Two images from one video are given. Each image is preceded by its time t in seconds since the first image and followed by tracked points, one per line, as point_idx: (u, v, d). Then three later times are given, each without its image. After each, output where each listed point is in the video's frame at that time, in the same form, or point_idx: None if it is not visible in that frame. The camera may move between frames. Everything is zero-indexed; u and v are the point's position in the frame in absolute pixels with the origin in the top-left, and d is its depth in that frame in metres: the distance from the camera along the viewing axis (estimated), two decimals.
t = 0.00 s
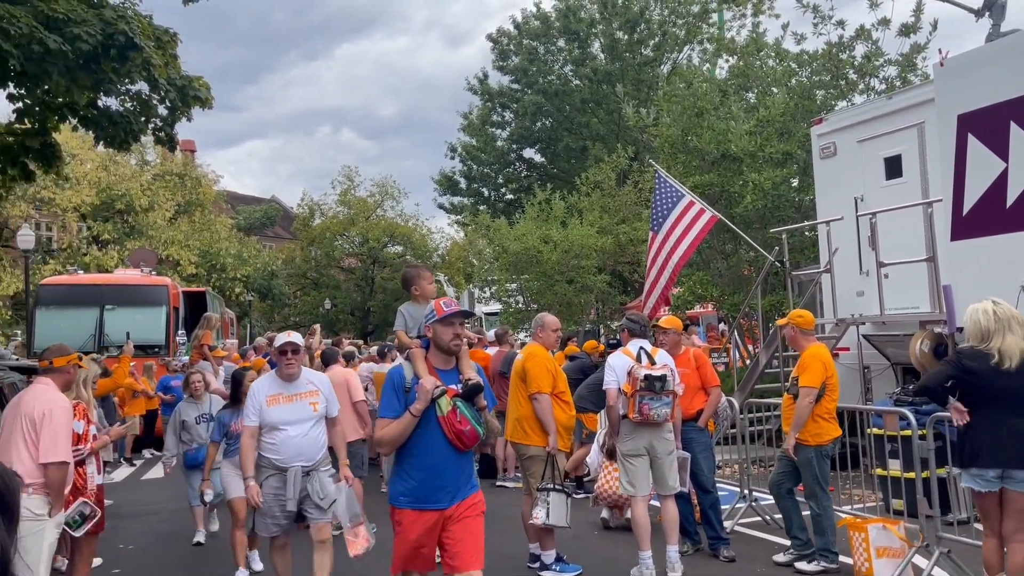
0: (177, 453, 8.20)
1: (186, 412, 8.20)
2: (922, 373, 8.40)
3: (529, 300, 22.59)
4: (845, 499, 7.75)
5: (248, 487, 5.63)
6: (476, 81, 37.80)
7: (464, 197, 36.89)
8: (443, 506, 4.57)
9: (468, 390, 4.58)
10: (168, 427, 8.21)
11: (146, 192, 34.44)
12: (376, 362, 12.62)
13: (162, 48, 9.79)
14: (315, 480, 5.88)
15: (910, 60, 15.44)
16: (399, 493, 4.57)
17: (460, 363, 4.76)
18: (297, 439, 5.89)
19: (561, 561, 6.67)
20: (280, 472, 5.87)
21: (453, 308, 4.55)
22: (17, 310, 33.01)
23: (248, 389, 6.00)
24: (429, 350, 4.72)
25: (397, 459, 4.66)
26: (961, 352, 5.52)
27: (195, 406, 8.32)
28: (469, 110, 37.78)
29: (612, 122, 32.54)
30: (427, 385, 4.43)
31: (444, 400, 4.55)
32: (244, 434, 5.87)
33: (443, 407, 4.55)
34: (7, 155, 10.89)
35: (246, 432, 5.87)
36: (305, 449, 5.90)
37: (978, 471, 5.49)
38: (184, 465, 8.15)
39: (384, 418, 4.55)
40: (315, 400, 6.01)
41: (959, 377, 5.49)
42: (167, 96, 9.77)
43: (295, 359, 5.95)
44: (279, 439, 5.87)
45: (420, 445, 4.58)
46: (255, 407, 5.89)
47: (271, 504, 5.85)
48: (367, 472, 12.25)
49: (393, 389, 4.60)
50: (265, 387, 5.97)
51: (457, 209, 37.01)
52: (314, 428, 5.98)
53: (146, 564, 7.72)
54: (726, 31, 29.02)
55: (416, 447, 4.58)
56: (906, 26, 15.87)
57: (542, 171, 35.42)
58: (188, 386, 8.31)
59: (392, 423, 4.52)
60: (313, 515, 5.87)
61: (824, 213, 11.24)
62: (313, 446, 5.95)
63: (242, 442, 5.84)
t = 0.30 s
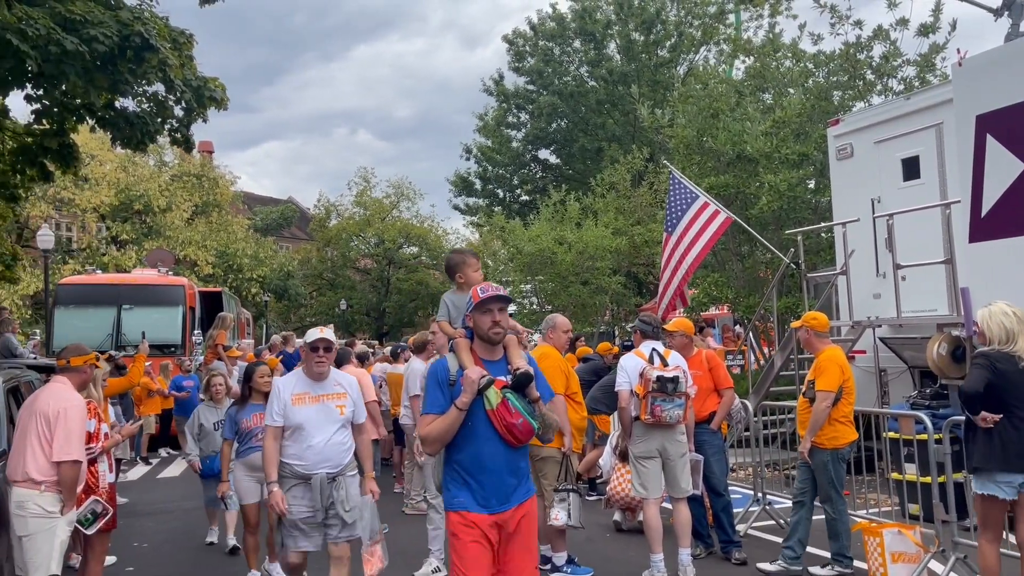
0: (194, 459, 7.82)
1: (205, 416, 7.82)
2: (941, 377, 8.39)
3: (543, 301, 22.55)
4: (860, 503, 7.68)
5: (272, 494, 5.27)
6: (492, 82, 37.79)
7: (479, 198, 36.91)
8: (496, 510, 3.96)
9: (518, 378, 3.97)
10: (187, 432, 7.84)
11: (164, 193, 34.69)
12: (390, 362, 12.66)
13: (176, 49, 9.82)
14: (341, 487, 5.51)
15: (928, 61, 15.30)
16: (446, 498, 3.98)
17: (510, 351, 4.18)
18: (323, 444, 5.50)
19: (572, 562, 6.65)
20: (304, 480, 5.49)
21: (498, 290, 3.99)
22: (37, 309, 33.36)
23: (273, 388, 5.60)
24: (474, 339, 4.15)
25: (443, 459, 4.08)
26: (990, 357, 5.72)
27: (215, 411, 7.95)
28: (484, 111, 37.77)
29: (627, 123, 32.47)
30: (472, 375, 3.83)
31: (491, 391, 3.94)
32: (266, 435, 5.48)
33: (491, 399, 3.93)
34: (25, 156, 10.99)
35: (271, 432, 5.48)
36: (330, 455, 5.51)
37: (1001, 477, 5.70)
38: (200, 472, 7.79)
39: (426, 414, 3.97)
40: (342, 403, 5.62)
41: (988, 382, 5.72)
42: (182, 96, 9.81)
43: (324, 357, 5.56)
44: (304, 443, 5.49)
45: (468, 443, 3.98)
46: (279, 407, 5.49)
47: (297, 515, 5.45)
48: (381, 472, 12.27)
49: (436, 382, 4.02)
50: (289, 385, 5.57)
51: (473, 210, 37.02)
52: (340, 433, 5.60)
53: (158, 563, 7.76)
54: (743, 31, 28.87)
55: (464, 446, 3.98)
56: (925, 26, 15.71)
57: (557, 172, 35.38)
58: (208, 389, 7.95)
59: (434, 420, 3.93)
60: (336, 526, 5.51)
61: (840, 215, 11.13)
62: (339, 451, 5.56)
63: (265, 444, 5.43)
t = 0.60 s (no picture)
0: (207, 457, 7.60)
1: (219, 415, 7.55)
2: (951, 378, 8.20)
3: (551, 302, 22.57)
4: (869, 507, 7.67)
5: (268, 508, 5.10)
6: (500, 83, 37.80)
7: (487, 199, 36.93)
8: (540, 536, 3.69)
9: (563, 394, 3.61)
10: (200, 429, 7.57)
11: (173, 194, 34.86)
12: (399, 363, 12.70)
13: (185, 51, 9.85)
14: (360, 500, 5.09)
15: (938, 62, 15.25)
16: (487, 522, 3.71)
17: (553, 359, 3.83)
18: (340, 453, 5.13)
19: (580, 564, 6.66)
20: (321, 491, 5.11)
21: (537, 294, 3.62)
22: (47, 309, 33.54)
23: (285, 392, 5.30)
24: (513, 349, 3.80)
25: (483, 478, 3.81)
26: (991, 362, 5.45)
27: (230, 408, 7.67)
28: (493, 112, 37.79)
29: (635, 124, 32.47)
30: (509, 393, 3.49)
31: (532, 408, 3.63)
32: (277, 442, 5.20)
33: (532, 416, 3.63)
34: (37, 156, 11.07)
35: (282, 439, 5.18)
36: (347, 464, 5.11)
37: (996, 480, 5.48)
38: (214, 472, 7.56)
39: (462, 432, 3.69)
40: (360, 409, 5.24)
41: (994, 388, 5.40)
42: (192, 98, 9.87)
43: (339, 360, 5.19)
44: (319, 451, 5.12)
45: (509, 464, 3.70)
46: (291, 413, 5.17)
47: (312, 527, 5.04)
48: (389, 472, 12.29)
49: (472, 396, 3.72)
50: (304, 390, 5.24)
51: (481, 210, 37.04)
52: (358, 440, 5.21)
53: (168, 562, 7.81)
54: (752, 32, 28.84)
55: (504, 466, 3.70)
56: (935, 27, 15.66)
57: (565, 173, 35.37)
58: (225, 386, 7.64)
59: (470, 440, 3.64)
60: (353, 539, 5.14)
61: (849, 217, 11.10)
62: (357, 460, 5.16)
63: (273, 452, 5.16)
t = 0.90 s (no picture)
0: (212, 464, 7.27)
1: (223, 422, 7.19)
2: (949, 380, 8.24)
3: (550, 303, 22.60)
4: (869, 508, 7.70)
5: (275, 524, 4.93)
6: (500, 84, 37.80)
7: (486, 200, 36.92)
8: (584, 547, 3.43)
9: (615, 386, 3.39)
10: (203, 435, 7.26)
11: (172, 194, 34.87)
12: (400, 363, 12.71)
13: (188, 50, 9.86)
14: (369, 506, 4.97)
15: (938, 64, 15.29)
16: (525, 532, 3.46)
17: (598, 353, 3.63)
18: (349, 455, 4.96)
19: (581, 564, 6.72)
20: (328, 499, 4.96)
21: (584, 280, 3.42)
22: (46, 309, 33.54)
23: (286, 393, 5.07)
24: (558, 338, 3.58)
25: (522, 483, 3.53)
26: (977, 363, 5.46)
27: (234, 415, 7.31)
28: (492, 113, 37.79)
29: (635, 125, 32.52)
30: (560, 379, 3.27)
31: (580, 402, 3.38)
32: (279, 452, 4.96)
33: (580, 412, 3.38)
34: (38, 156, 11.08)
35: (284, 448, 4.94)
36: (356, 468, 4.96)
37: (978, 480, 5.51)
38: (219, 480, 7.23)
39: (501, 425, 3.41)
40: (367, 407, 5.07)
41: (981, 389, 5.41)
42: (194, 98, 9.90)
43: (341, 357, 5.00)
44: (326, 456, 4.95)
45: (552, 465, 3.43)
46: (293, 418, 4.96)
47: (317, 539, 4.95)
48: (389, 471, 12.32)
49: (513, 389, 3.47)
50: (307, 390, 5.03)
51: (480, 211, 37.04)
52: (366, 442, 5.03)
53: (172, 561, 7.84)
54: (752, 34, 28.93)
55: (546, 468, 3.44)
56: (935, 29, 15.70)
57: (564, 174, 35.41)
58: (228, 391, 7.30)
59: (512, 434, 3.36)
60: (365, 553, 4.99)
61: (849, 219, 11.13)
62: (367, 462, 5.00)
63: (275, 462, 4.92)
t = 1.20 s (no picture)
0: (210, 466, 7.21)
1: (224, 422, 7.20)
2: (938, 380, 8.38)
3: (542, 304, 22.66)
4: (860, 507, 7.82)
5: (299, 532, 4.26)
6: (490, 85, 37.81)
7: (477, 201, 36.94)
8: None
9: (679, 404, 3.02)
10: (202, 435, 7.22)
11: (162, 194, 34.76)
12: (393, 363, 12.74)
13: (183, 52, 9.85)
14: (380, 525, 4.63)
15: (926, 68, 15.45)
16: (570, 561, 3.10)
17: (657, 364, 3.25)
18: (362, 471, 4.59)
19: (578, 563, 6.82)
20: (336, 518, 4.60)
21: (643, 283, 3.04)
22: (34, 309, 33.38)
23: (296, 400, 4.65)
24: (613, 347, 3.18)
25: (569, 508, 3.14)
26: (957, 365, 5.56)
27: (235, 415, 7.31)
28: (483, 114, 37.83)
29: (625, 127, 32.66)
30: (617, 398, 2.88)
31: (639, 422, 2.95)
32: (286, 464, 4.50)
33: (639, 432, 2.97)
34: (30, 156, 11.05)
35: (297, 456, 4.46)
36: (369, 485, 4.59)
37: (960, 478, 5.56)
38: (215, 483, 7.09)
39: (549, 444, 3.02)
40: (385, 419, 4.71)
41: (960, 389, 5.51)
42: (189, 99, 9.91)
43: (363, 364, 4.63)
44: (338, 470, 4.57)
45: (604, 490, 3.04)
46: (306, 427, 4.53)
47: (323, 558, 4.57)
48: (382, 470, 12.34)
49: (562, 402, 3.06)
50: (321, 397, 4.64)
51: (471, 212, 37.07)
52: (380, 457, 4.67)
53: (169, 562, 7.85)
54: (741, 37, 29.14)
55: (600, 492, 3.04)
56: (923, 34, 15.87)
57: (555, 175, 35.51)
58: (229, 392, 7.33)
59: (562, 456, 2.97)
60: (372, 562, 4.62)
61: (840, 221, 11.23)
62: (380, 479, 4.63)
63: (287, 471, 4.41)
